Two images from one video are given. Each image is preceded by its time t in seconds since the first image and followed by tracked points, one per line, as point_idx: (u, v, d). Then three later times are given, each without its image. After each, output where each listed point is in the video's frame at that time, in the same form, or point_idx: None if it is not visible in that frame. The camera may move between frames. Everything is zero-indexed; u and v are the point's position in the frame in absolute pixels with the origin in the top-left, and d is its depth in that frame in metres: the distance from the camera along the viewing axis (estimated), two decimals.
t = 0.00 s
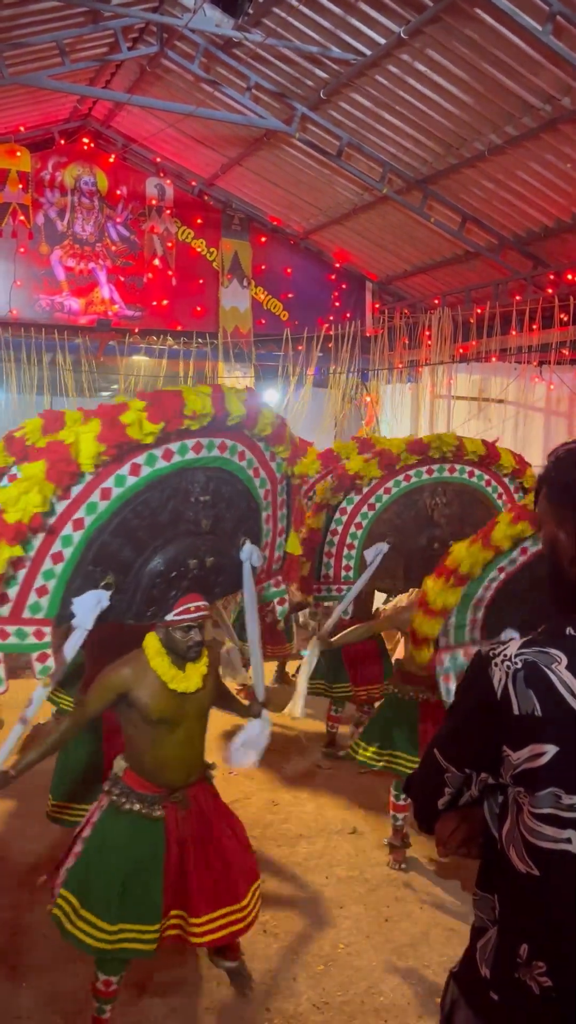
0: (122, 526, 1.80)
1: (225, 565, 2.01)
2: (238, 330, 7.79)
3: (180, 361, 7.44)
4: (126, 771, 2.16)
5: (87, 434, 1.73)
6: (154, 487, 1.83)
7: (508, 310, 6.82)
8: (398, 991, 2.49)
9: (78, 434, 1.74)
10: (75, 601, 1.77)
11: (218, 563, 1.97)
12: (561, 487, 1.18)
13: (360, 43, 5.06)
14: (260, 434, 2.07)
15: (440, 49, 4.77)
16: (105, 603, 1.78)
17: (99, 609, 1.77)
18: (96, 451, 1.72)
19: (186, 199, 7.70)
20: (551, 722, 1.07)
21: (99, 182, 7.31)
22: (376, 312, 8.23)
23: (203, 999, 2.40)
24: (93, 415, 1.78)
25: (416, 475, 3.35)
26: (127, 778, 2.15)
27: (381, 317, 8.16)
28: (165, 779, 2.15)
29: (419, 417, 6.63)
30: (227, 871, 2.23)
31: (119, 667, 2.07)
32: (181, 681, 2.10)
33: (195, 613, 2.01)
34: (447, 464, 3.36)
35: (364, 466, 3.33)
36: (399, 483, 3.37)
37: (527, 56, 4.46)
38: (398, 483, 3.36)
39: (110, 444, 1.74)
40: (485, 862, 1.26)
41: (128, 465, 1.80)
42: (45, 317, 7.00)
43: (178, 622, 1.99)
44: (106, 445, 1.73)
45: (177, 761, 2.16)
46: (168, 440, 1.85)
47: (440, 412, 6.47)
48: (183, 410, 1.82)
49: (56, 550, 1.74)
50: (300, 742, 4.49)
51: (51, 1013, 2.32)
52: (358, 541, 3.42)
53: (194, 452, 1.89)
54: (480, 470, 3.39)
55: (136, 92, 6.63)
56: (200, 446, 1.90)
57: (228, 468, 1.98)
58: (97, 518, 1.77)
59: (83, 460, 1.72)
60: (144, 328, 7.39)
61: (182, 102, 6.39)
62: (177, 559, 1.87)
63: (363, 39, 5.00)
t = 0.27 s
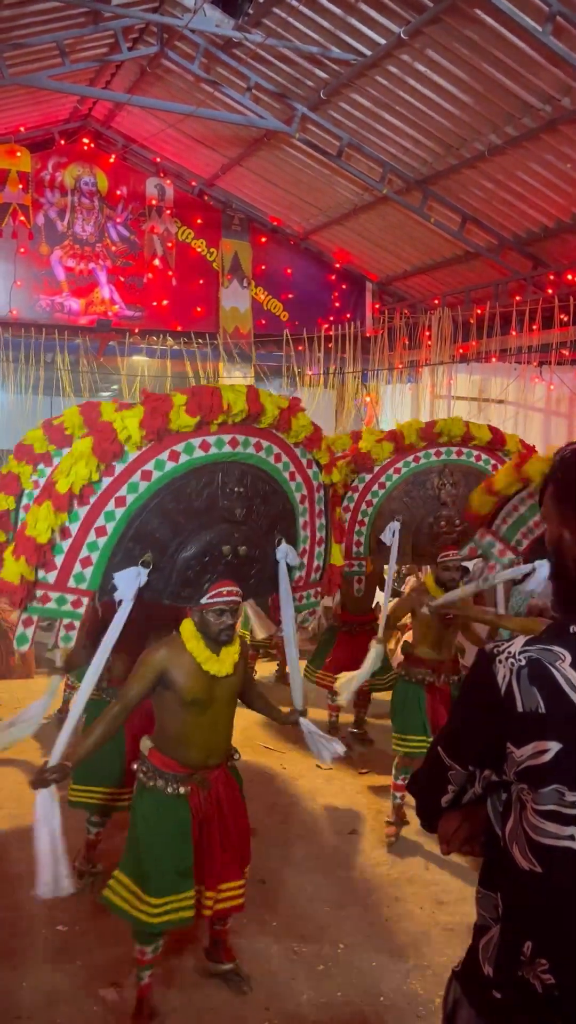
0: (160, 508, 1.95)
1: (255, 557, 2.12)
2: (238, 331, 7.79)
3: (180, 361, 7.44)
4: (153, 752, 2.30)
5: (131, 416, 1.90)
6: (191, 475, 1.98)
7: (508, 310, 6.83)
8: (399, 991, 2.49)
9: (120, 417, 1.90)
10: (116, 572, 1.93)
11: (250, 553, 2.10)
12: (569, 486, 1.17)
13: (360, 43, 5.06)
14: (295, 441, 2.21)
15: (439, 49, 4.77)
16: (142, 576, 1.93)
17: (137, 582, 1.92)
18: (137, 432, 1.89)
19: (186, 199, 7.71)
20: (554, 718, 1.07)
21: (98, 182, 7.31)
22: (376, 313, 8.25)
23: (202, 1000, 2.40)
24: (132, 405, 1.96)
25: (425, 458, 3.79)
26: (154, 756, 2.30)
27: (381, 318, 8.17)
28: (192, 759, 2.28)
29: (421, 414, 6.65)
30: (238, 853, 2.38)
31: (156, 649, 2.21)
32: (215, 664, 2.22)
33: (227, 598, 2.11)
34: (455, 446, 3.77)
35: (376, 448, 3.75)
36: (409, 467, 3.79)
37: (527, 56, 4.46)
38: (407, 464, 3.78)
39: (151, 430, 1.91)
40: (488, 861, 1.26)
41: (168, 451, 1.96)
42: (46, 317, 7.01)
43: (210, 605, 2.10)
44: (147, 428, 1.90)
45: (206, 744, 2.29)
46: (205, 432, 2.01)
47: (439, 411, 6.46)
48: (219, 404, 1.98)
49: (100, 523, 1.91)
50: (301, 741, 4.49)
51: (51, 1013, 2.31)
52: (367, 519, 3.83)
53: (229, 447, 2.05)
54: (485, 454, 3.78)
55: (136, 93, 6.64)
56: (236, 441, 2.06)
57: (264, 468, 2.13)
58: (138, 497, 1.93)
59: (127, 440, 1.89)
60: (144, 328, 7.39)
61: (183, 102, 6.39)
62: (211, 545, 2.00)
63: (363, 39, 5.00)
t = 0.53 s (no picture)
0: (151, 497, 2.13)
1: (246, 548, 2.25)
2: (238, 331, 7.79)
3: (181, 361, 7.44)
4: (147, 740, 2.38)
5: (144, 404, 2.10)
6: (181, 467, 2.16)
7: (508, 310, 6.82)
8: (399, 991, 2.49)
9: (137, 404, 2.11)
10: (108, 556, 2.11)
11: (240, 543, 2.23)
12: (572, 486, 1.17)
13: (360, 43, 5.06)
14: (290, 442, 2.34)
15: (439, 49, 4.77)
16: (134, 560, 2.10)
17: (129, 566, 2.09)
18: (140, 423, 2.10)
19: (186, 199, 7.71)
20: (554, 714, 1.07)
21: (99, 183, 7.31)
22: (376, 313, 8.25)
23: (202, 1000, 2.39)
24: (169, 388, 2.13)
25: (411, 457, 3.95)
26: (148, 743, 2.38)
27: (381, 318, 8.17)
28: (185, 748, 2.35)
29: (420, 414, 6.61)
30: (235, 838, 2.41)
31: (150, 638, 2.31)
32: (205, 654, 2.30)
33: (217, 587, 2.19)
34: (439, 445, 3.93)
35: (362, 447, 3.93)
36: (395, 463, 3.95)
37: (527, 56, 4.47)
38: (394, 462, 3.94)
39: (142, 423, 2.11)
40: (488, 858, 1.26)
41: (159, 443, 2.15)
42: (46, 317, 7.01)
43: (201, 593, 2.18)
44: (137, 421, 2.09)
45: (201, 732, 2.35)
46: (197, 426, 2.18)
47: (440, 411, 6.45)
48: (209, 400, 2.16)
49: (92, 507, 2.10)
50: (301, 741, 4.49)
51: (51, 1013, 2.31)
52: (356, 517, 3.95)
53: (221, 442, 2.20)
54: (472, 454, 3.92)
55: (137, 93, 6.64)
56: (228, 437, 2.21)
57: (259, 466, 2.27)
58: (130, 484, 2.12)
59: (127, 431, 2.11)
60: (144, 328, 7.40)
61: (183, 102, 6.39)
62: (200, 534, 2.16)
63: (363, 40, 5.01)
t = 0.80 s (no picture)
0: (113, 499, 2.10)
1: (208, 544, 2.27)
2: (238, 331, 7.80)
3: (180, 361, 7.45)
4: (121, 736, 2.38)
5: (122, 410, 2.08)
6: (142, 467, 2.13)
7: (508, 310, 6.82)
8: (398, 991, 2.49)
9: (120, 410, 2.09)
10: (72, 559, 2.08)
11: (204, 540, 2.25)
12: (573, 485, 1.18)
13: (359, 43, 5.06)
14: (249, 438, 2.29)
15: (439, 49, 4.77)
16: (100, 564, 2.10)
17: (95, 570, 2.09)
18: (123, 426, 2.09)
19: (186, 199, 7.71)
20: (549, 711, 1.07)
21: (99, 183, 7.31)
22: (376, 313, 8.24)
23: (202, 999, 2.40)
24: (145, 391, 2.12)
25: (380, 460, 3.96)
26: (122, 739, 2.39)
27: (381, 318, 8.17)
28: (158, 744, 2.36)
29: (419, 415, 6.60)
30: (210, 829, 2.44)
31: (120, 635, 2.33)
32: (170, 649, 2.35)
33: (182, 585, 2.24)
34: (407, 447, 3.95)
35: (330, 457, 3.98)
36: (365, 468, 3.97)
37: (526, 56, 4.47)
38: (362, 468, 3.97)
39: (99, 425, 2.07)
40: (486, 855, 1.26)
41: (119, 444, 2.10)
42: (46, 317, 7.01)
43: (165, 592, 2.23)
44: (95, 424, 2.06)
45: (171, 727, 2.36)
46: (155, 426, 2.15)
47: (440, 411, 6.45)
48: (165, 400, 2.12)
49: (54, 511, 2.04)
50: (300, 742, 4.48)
51: (50, 1014, 2.31)
52: (332, 520, 4.03)
53: (181, 440, 2.17)
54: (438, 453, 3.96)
55: (137, 94, 6.65)
56: (187, 435, 2.18)
57: (220, 464, 2.25)
58: (91, 487, 2.07)
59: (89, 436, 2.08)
60: (144, 329, 7.40)
61: (183, 102, 6.40)
62: (163, 534, 2.18)
63: (363, 40, 5.01)
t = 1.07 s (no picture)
0: (80, 499, 2.10)
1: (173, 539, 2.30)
2: (238, 332, 7.80)
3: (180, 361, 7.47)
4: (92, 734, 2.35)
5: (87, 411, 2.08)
6: (107, 468, 2.13)
7: (509, 310, 6.82)
8: (398, 991, 2.49)
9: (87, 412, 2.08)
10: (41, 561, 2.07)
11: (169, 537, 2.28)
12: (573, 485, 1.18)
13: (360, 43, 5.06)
14: (211, 431, 2.35)
15: (439, 49, 4.76)
16: (68, 565, 2.09)
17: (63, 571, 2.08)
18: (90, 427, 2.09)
19: (186, 200, 7.71)
20: (549, 711, 1.07)
21: (99, 183, 7.31)
22: (377, 313, 8.24)
23: (202, 999, 2.40)
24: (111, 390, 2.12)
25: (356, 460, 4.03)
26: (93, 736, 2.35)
27: (381, 318, 8.18)
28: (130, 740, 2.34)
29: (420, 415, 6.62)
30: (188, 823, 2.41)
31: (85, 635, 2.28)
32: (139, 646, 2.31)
33: (150, 582, 2.23)
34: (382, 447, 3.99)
35: (307, 459, 4.07)
36: (343, 470, 4.05)
37: (527, 56, 4.47)
38: (340, 469, 4.04)
39: (65, 427, 2.05)
40: (486, 856, 1.26)
41: (84, 444, 2.10)
42: (46, 318, 7.01)
43: (134, 589, 2.22)
44: (61, 426, 2.04)
45: (142, 723, 2.34)
46: (120, 425, 2.15)
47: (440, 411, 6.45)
48: (130, 400, 2.13)
49: (21, 513, 2.03)
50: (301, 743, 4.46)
51: (50, 1014, 2.31)
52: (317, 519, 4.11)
53: (145, 438, 2.19)
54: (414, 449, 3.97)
55: (138, 94, 6.65)
56: (151, 432, 2.20)
57: (184, 460, 2.29)
58: (58, 489, 2.06)
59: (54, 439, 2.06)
60: (144, 329, 7.40)
61: (183, 102, 6.40)
62: (130, 533, 2.18)
63: (363, 40, 5.01)
